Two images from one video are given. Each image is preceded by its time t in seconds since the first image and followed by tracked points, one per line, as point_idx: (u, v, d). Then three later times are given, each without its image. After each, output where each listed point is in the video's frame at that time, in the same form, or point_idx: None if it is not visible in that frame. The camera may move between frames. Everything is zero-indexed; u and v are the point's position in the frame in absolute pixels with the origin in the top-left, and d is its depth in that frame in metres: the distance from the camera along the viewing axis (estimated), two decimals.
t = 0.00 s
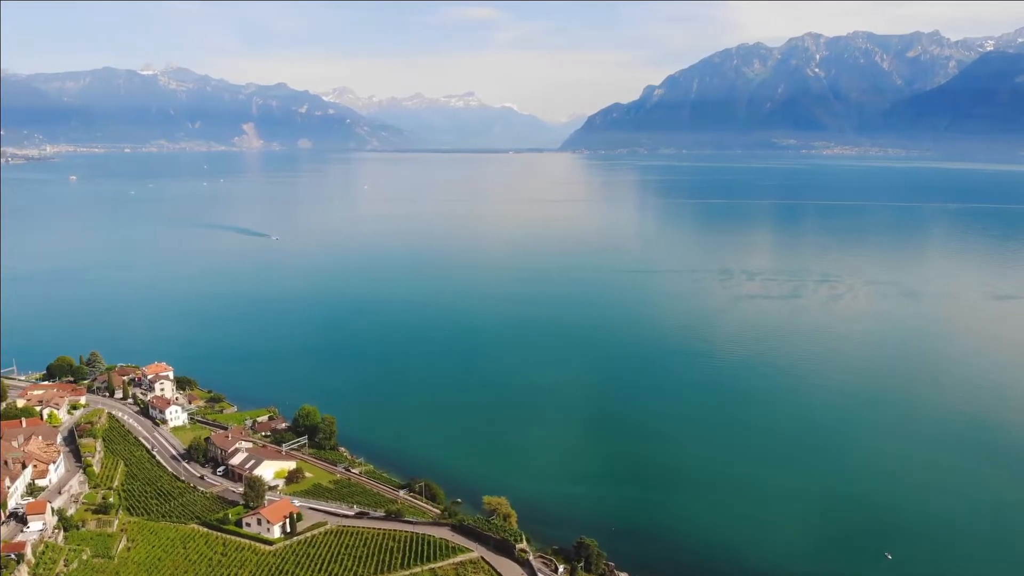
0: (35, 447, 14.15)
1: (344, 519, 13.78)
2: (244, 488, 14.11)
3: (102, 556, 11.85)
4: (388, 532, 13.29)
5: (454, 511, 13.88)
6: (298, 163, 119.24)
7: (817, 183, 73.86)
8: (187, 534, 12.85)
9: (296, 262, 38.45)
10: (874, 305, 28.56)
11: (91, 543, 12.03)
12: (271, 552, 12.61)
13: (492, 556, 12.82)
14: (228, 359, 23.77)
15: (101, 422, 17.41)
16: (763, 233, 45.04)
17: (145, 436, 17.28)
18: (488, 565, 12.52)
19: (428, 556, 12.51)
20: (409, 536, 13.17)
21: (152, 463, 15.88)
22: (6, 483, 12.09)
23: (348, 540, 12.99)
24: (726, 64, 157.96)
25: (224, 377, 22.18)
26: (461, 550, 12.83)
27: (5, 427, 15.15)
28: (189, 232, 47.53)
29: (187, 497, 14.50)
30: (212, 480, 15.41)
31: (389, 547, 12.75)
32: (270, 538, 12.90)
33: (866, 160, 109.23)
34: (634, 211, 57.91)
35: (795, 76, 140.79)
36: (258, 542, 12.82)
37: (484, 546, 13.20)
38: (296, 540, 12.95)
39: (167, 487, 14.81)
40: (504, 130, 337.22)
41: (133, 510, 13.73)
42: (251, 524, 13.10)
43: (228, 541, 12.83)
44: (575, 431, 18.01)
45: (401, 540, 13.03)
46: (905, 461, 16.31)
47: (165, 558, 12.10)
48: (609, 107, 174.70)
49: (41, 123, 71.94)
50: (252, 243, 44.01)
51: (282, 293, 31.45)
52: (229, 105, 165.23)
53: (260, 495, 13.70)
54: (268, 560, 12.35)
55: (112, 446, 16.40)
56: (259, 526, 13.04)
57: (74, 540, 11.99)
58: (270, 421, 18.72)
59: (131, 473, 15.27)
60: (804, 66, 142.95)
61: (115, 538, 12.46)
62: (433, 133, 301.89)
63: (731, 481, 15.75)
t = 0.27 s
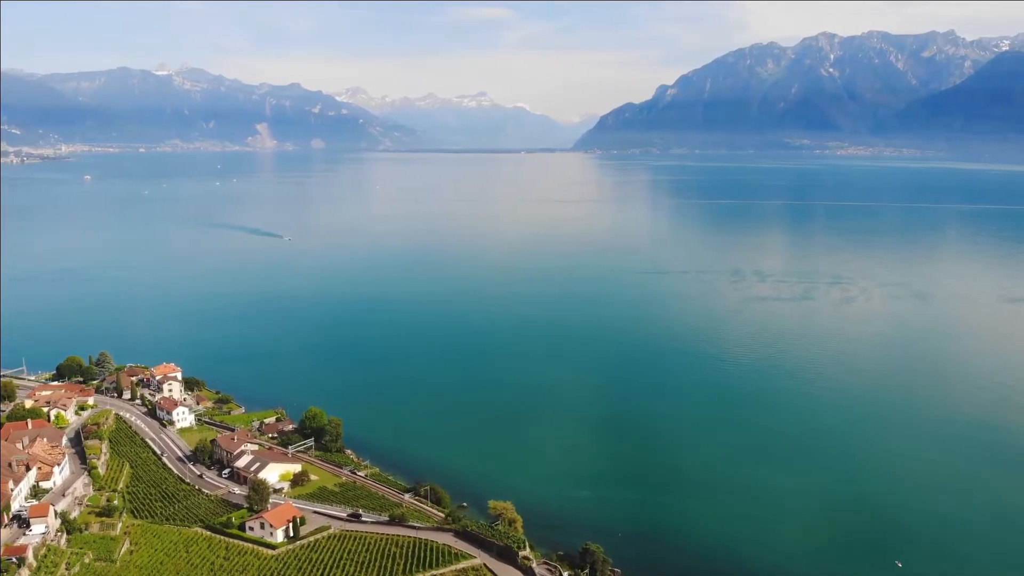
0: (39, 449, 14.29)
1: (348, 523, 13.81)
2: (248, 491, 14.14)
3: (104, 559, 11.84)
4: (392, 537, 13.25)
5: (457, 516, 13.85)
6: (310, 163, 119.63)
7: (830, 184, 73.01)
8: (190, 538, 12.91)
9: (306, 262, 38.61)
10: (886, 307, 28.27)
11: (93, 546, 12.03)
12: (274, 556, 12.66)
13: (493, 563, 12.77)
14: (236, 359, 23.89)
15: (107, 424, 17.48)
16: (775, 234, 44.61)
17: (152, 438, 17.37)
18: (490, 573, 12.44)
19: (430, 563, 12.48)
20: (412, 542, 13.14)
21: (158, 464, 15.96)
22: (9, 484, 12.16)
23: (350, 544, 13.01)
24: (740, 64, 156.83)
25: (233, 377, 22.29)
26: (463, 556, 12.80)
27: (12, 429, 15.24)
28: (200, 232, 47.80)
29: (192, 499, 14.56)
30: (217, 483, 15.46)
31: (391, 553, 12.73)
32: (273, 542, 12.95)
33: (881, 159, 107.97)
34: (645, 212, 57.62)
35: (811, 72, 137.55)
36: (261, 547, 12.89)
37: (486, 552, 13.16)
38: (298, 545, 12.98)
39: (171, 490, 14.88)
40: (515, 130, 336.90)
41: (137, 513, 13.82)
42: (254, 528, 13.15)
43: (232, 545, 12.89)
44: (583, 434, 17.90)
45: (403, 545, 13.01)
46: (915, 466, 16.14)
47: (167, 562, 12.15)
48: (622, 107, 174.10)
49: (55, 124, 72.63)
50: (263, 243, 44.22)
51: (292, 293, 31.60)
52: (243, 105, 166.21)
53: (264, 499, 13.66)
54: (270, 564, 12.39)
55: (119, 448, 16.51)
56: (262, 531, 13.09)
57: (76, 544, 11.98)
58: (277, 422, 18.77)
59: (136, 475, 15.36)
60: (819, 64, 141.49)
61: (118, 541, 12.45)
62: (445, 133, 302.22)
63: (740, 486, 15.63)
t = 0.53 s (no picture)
0: (43, 451, 14.47)
1: (352, 527, 13.80)
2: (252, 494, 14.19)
3: (106, 562, 11.92)
4: (395, 542, 13.23)
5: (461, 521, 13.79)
6: (320, 163, 119.94)
7: (843, 184, 72.51)
8: (193, 541, 12.94)
9: (316, 262, 38.73)
10: (899, 310, 27.99)
11: (95, 548, 12.16)
12: (277, 560, 12.67)
13: (496, 568, 12.71)
14: (244, 359, 23.98)
15: (113, 426, 17.61)
16: (786, 235, 44.24)
17: (157, 439, 17.45)
18: None
19: (432, 568, 12.44)
20: (415, 547, 13.10)
21: (163, 466, 16.03)
22: (12, 488, 12.47)
23: (353, 548, 13.00)
24: (752, 64, 155.96)
25: (241, 377, 22.37)
26: (465, 562, 12.73)
27: (17, 431, 15.39)
28: (211, 232, 48.09)
29: (196, 502, 14.61)
30: (222, 485, 15.50)
31: (393, 558, 12.70)
32: (275, 546, 12.97)
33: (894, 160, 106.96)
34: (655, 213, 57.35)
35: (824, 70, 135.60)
36: (264, 550, 12.90)
37: (489, 557, 13.11)
38: (301, 549, 12.99)
39: (176, 492, 14.92)
40: (526, 130, 336.67)
41: (140, 515, 13.87)
42: (257, 532, 13.18)
43: (235, 549, 12.92)
44: (593, 437, 17.78)
45: (406, 550, 12.99)
46: (925, 471, 15.99)
47: (169, 565, 12.17)
48: (633, 108, 173.60)
49: (68, 125, 73.13)
50: (273, 244, 44.34)
51: (301, 293, 31.69)
52: (254, 105, 166.98)
53: (267, 501, 13.72)
54: (273, 568, 12.40)
55: (125, 450, 16.59)
56: (265, 534, 13.12)
57: (79, 547, 12.10)
58: (284, 424, 18.80)
59: (141, 477, 15.42)
60: (832, 64, 140.31)
61: (120, 543, 12.53)
62: (455, 133, 302.51)
63: (750, 491, 15.46)
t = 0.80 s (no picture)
0: (46, 452, 14.53)
1: (354, 530, 13.80)
2: (255, 496, 14.22)
3: (107, 565, 11.98)
4: (397, 546, 13.21)
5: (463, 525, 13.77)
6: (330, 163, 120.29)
7: (854, 185, 71.98)
8: (194, 544, 12.97)
9: (325, 262, 38.86)
10: (909, 311, 27.81)
11: (96, 551, 12.24)
12: (278, 563, 12.68)
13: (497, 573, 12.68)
14: (250, 359, 24.05)
15: (118, 426, 17.70)
16: (796, 236, 43.98)
17: (162, 440, 17.51)
18: None
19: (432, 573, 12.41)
20: (417, 551, 13.08)
21: (167, 467, 16.08)
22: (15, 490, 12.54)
23: (355, 552, 13.00)
24: (762, 63, 155.13)
25: (247, 377, 22.45)
26: (467, 567, 12.71)
27: (21, 433, 15.54)
28: (221, 232, 48.33)
29: (199, 504, 14.65)
30: (225, 486, 15.54)
31: (395, 563, 12.68)
32: (277, 549, 12.98)
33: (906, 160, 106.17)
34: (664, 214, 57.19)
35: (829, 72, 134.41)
36: (265, 553, 12.92)
37: (491, 562, 13.08)
38: (303, 552, 13.00)
39: (178, 493, 14.98)
40: (535, 130, 336.60)
41: (142, 517, 13.95)
42: (259, 535, 13.20)
43: (237, 551, 12.93)
44: (599, 439, 17.76)
45: (408, 554, 12.96)
46: (933, 475, 15.88)
47: (169, 567, 12.21)
48: (643, 108, 173.20)
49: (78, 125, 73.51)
50: (282, 243, 44.48)
51: (310, 293, 31.81)
52: (265, 105, 167.68)
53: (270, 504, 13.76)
54: (274, 571, 12.41)
55: (129, 451, 16.67)
56: (267, 537, 13.14)
57: (80, 549, 12.20)
58: (289, 425, 18.83)
59: (144, 478, 15.49)
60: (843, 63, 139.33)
61: (121, 546, 12.59)
62: (464, 133, 302.78)
63: (755, 495, 15.40)
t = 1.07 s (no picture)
0: (50, 454, 14.46)
1: (357, 534, 13.83)
2: (258, 499, 14.26)
3: (108, 570, 11.75)
4: (398, 551, 13.21)
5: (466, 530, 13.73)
6: (342, 163, 120.81)
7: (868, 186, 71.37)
8: (197, 548, 13.01)
9: (335, 262, 39.06)
10: (923, 314, 27.51)
11: (98, 554, 12.14)
12: (280, 568, 12.72)
13: None
14: (259, 359, 24.18)
15: (124, 428, 17.80)
16: (807, 237, 43.76)
17: (167, 441, 17.62)
18: None
19: None
20: (419, 557, 13.06)
21: (171, 470, 16.16)
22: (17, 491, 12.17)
23: (358, 557, 13.01)
24: (775, 63, 154.38)
25: (255, 378, 22.55)
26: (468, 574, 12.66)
27: (25, 434, 15.48)
28: (232, 232, 48.58)
29: (202, 507, 14.71)
30: (230, 488, 15.61)
31: (396, 568, 12.67)
32: (279, 553, 13.01)
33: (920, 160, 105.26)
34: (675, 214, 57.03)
35: (842, 72, 133.37)
36: (267, 557, 12.96)
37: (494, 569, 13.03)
38: (305, 557, 13.03)
39: (182, 496, 15.03)
40: (547, 130, 336.60)
41: (145, 521, 13.99)
42: (261, 539, 13.24)
43: (239, 556, 12.96)
44: (607, 442, 17.66)
45: (408, 560, 12.94)
46: (941, 482, 15.73)
47: (171, 571, 12.23)
48: (655, 108, 173.04)
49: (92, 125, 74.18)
50: (293, 244, 44.69)
51: (320, 293, 31.97)
52: (277, 105, 168.70)
53: (273, 507, 13.81)
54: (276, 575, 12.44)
55: (134, 454, 16.76)
56: (269, 540, 13.17)
57: (81, 554, 12.00)
58: (295, 426, 18.89)
59: (148, 482, 15.56)
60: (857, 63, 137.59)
61: (124, 549, 12.60)
62: (475, 134, 303.44)
63: (762, 501, 15.24)
